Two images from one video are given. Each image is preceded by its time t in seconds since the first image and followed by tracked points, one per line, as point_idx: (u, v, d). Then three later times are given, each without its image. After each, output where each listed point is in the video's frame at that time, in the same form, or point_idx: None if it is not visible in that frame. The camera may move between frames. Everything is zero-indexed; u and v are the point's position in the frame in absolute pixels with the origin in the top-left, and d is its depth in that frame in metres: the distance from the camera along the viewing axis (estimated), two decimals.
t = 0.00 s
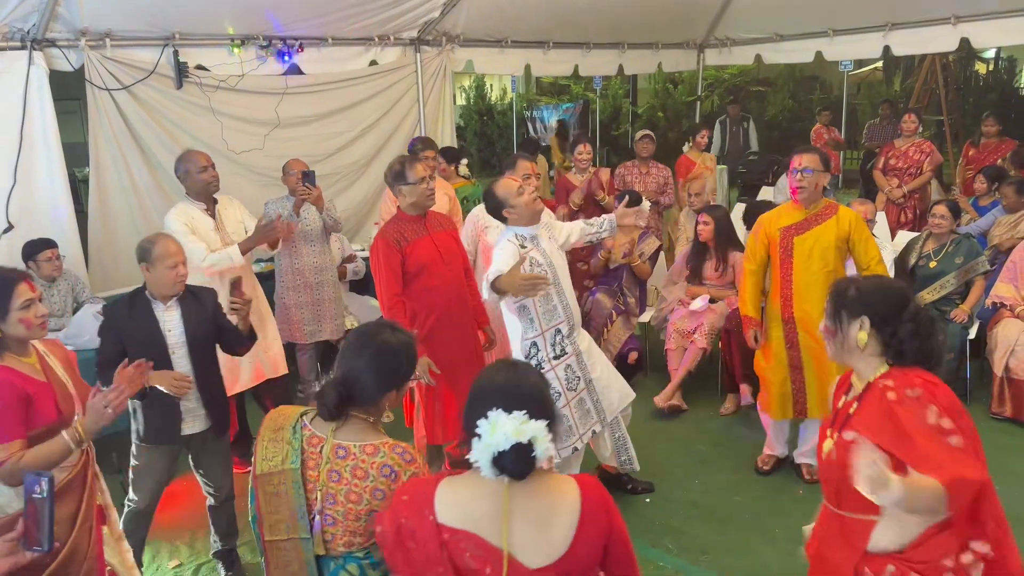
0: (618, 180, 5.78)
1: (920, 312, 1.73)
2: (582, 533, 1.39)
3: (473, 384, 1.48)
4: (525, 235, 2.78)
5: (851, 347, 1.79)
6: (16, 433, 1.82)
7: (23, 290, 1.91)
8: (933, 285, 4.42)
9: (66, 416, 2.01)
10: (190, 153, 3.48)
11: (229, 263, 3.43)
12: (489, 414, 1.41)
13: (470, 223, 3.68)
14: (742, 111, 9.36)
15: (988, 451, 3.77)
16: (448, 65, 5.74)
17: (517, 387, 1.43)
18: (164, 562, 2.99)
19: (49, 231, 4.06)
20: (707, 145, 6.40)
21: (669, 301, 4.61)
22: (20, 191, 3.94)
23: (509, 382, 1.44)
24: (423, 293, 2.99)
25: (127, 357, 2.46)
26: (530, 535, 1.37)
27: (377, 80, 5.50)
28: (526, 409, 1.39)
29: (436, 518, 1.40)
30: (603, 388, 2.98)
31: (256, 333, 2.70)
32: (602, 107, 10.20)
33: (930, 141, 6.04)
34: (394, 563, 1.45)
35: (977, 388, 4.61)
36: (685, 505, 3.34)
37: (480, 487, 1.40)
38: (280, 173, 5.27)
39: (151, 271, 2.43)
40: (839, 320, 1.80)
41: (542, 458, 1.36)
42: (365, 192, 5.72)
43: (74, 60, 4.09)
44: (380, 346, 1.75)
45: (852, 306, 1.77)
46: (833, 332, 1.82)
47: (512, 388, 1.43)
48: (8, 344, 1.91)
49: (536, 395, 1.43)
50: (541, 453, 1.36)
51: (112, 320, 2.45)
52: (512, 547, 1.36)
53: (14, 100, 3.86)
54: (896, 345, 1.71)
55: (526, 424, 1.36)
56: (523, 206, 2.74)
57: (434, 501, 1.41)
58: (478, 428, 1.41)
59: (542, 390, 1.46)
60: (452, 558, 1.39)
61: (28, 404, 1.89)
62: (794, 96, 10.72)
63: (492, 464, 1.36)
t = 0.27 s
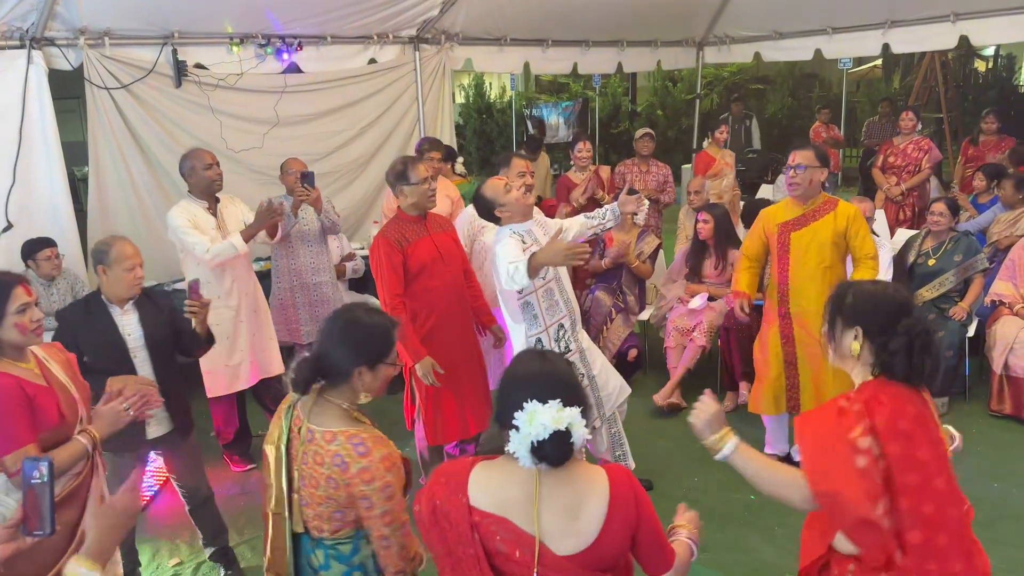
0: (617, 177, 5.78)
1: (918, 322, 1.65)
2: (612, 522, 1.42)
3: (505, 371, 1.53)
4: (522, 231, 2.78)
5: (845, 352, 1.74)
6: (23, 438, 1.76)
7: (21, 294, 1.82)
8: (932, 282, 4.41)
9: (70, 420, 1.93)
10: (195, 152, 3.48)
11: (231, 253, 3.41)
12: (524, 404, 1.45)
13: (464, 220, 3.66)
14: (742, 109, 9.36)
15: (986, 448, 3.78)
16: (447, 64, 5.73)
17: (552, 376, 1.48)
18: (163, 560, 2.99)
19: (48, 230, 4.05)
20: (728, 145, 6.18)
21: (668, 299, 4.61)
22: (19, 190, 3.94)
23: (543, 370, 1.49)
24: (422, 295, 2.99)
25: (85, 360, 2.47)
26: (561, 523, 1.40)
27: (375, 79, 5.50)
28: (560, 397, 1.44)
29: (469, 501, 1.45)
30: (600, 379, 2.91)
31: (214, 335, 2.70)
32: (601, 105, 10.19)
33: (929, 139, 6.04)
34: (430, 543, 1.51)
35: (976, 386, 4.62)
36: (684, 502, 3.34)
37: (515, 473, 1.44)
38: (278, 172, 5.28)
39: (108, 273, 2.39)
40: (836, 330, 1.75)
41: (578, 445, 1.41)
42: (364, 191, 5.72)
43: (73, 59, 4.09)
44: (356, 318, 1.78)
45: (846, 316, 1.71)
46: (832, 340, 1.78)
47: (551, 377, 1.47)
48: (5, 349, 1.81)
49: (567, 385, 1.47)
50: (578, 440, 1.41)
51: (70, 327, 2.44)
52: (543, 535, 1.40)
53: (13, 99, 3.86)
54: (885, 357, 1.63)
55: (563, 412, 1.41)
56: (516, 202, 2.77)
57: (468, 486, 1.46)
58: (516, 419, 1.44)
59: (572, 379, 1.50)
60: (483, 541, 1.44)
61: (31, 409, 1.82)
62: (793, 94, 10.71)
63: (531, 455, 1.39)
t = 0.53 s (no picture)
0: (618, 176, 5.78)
1: (895, 319, 1.62)
2: (618, 515, 1.41)
3: (517, 364, 1.53)
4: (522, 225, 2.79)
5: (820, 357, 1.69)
6: (11, 451, 1.76)
7: (24, 299, 1.79)
8: (933, 280, 4.40)
9: (75, 431, 1.89)
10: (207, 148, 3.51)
11: (231, 254, 3.44)
12: (534, 398, 1.46)
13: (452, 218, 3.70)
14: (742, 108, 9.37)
15: (987, 446, 3.78)
16: (447, 62, 5.72)
17: (562, 369, 1.48)
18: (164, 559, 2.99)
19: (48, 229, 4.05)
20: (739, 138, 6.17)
21: (668, 297, 4.61)
22: (19, 190, 3.94)
23: (554, 363, 1.49)
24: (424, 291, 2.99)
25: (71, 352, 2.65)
26: (567, 513, 1.41)
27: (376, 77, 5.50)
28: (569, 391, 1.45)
29: (479, 489, 1.46)
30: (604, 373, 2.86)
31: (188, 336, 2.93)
32: (601, 104, 10.20)
33: (930, 137, 6.04)
34: (443, 530, 1.51)
35: (976, 384, 4.62)
36: (685, 500, 3.34)
37: (525, 464, 1.45)
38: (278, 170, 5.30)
39: (81, 271, 2.58)
40: (811, 335, 1.68)
41: (586, 439, 1.42)
42: (364, 189, 5.72)
43: (73, 58, 4.09)
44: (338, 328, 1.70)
45: (822, 322, 1.65)
46: (806, 344, 1.71)
47: (564, 372, 1.48)
48: (8, 355, 1.80)
49: (577, 379, 1.48)
50: (586, 434, 1.41)
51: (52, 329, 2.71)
52: (549, 524, 1.41)
53: (14, 98, 3.86)
54: (867, 362, 1.61)
55: (571, 407, 1.42)
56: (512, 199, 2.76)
57: (479, 475, 1.47)
58: (523, 414, 1.45)
59: (582, 371, 1.51)
60: (491, 529, 1.45)
61: (30, 419, 1.80)
62: (794, 92, 10.71)
63: (540, 448, 1.40)
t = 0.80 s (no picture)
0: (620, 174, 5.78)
1: (842, 340, 1.61)
2: (623, 512, 1.42)
3: (523, 364, 1.53)
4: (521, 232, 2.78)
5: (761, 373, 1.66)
6: (10, 467, 1.71)
7: (28, 313, 1.79)
8: (934, 279, 4.40)
9: (75, 447, 1.85)
10: (224, 145, 3.53)
11: (238, 263, 3.51)
12: (539, 392, 1.46)
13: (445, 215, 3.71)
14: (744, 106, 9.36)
15: (988, 445, 3.77)
16: (448, 61, 5.73)
17: (568, 367, 1.49)
18: (165, 558, 2.99)
19: (50, 229, 4.05)
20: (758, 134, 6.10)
21: (669, 296, 4.60)
22: (21, 189, 3.94)
23: (560, 363, 1.50)
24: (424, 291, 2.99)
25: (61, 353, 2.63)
26: (573, 511, 1.41)
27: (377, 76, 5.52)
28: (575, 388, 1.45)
29: (484, 491, 1.44)
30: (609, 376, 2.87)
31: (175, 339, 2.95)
32: (603, 102, 10.20)
33: (931, 136, 6.04)
34: (445, 532, 1.49)
35: (978, 382, 4.62)
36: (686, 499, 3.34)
37: (529, 463, 1.45)
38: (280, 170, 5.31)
39: (76, 273, 2.56)
40: (759, 353, 1.64)
41: (588, 436, 1.42)
42: (365, 188, 5.73)
43: (75, 57, 4.09)
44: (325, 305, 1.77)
45: (772, 339, 1.61)
46: (751, 359, 1.68)
47: (568, 369, 1.48)
48: (10, 367, 1.78)
49: (583, 379, 1.48)
50: (588, 432, 1.42)
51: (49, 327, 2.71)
52: (554, 523, 1.41)
53: (16, 97, 3.86)
54: (812, 378, 1.60)
55: (575, 403, 1.42)
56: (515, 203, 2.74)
57: (482, 477, 1.46)
58: (528, 407, 1.46)
59: (588, 371, 1.52)
60: (496, 531, 1.43)
61: (28, 433, 1.76)
62: (796, 90, 10.70)
63: (541, 442, 1.40)
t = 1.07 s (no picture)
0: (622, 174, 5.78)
1: (807, 311, 1.66)
2: (631, 501, 1.43)
3: (524, 359, 1.53)
4: (517, 229, 2.77)
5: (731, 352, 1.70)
6: (33, 463, 1.76)
7: (39, 307, 1.80)
8: (936, 279, 4.39)
9: (89, 445, 1.90)
10: (236, 143, 3.52)
11: (248, 259, 3.52)
12: (539, 380, 1.46)
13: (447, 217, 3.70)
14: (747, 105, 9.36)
15: (992, 445, 3.76)
16: (450, 61, 5.73)
17: (568, 359, 1.49)
18: (168, 557, 3.00)
19: (53, 228, 4.06)
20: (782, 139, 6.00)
21: (672, 296, 4.61)
22: (24, 188, 3.95)
23: (562, 355, 1.50)
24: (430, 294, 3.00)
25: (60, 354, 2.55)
26: (582, 505, 1.41)
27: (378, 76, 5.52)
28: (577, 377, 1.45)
29: (490, 494, 1.43)
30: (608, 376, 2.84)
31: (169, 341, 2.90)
32: (605, 102, 10.21)
33: (934, 135, 6.03)
34: (450, 542, 1.46)
35: (982, 382, 4.60)
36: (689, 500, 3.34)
37: (533, 460, 1.44)
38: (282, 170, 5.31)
39: (69, 275, 2.48)
40: (725, 329, 1.69)
41: (588, 427, 1.42)
42: (367, 188, 5.74)
43: (78, 57, 4.10)
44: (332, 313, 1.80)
45: (740, 318, 1.65)
46: (717, 335, 1.73)
47: (568, 360, 1.49)
48: (21, 364, 1.82)
49: (584, 368, 1.49)
50: (589, 422, 1.41)
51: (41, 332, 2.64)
52: (566, 519, 1.40)
53: (18, 98, 3.87)
54: (782, 350, 1.65)
55: (576, 391, 1.42)
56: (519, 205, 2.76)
57: (487, 480, 1.44)
58: (528, 394, 1.46)
59: (591, 364, 1.53)
60: (507, 532, 1.42)
61: (46, 432, 1.81)
62: (798, 90, 10.68)
63: (541, 432, 1.41)
